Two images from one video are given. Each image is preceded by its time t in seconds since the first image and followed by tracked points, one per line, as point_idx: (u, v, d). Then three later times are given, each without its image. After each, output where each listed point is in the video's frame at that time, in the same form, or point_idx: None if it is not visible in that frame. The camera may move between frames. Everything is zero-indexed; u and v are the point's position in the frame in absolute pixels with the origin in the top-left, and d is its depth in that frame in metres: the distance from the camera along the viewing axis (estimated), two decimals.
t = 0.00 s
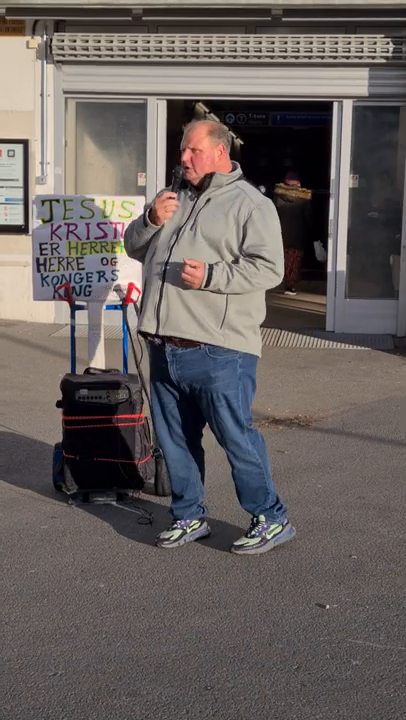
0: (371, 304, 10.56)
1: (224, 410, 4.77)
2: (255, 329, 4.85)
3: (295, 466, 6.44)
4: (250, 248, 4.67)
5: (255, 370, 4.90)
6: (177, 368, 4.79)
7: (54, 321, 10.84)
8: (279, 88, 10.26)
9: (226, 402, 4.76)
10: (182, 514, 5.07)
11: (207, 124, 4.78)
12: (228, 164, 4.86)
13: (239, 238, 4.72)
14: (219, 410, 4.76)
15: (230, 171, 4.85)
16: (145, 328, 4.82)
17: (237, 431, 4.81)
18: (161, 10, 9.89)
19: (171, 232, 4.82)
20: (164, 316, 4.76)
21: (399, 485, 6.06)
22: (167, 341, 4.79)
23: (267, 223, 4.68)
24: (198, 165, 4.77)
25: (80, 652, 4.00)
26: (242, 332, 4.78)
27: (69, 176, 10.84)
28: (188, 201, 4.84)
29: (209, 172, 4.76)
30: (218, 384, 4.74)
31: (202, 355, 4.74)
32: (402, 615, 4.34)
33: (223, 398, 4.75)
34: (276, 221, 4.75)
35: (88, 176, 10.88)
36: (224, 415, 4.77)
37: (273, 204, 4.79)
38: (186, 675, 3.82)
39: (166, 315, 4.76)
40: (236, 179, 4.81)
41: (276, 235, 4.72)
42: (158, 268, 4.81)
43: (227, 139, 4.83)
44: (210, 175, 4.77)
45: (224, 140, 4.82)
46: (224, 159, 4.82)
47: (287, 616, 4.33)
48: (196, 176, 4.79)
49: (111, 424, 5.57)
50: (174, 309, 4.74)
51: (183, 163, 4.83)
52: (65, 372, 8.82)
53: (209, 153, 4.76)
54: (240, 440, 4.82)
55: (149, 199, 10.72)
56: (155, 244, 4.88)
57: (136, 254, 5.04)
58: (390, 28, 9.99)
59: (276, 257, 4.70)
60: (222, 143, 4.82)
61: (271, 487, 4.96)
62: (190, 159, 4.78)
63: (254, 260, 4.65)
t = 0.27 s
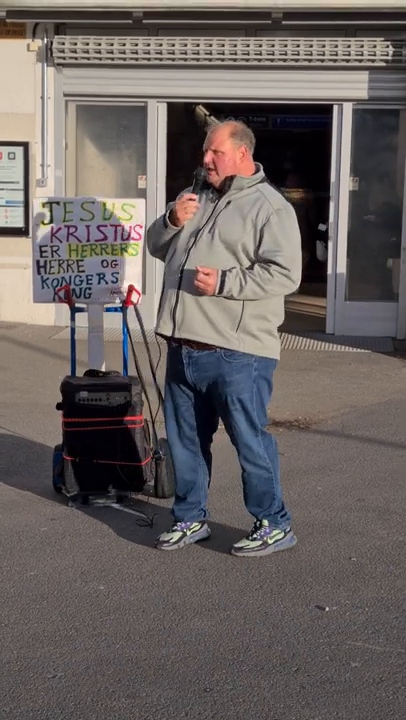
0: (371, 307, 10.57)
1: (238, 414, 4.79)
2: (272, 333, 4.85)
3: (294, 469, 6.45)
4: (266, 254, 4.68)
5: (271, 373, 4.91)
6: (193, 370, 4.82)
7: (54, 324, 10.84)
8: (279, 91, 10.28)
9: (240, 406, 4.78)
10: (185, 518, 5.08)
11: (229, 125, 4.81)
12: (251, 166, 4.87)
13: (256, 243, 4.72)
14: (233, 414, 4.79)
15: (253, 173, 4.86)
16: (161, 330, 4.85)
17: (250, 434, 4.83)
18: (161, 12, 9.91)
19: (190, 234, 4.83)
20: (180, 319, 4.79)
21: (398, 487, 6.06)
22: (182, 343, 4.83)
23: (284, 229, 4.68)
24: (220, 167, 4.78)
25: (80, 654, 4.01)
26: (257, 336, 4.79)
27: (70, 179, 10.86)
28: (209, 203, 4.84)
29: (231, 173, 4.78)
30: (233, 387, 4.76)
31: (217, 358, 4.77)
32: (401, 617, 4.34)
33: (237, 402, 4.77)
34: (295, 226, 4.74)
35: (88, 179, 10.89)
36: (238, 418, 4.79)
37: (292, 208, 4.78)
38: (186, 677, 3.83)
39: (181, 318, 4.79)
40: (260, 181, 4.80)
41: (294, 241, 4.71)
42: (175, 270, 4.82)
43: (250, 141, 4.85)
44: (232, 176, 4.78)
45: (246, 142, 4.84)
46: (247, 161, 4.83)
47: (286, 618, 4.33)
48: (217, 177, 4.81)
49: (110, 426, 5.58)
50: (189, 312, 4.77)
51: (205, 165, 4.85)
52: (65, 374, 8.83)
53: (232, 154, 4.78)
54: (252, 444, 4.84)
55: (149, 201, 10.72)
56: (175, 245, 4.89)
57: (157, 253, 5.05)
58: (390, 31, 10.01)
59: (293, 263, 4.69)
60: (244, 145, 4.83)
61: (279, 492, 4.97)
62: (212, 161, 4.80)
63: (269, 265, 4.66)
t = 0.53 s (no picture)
0: (370, 309, 10.57)
1: (251, 416, 4.80)
2: (290, 338, 4.86)
3: (293, 470, 6.44)
4: (283, 260, 4.68)
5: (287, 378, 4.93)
6: (210, 371, 4.84)
7: (53, 325, 10.84)
8: (278, 93, 10.28)
9: (253, 408, 4.79)
10: (184, 518, 5.07)
11: (248, 127, 4.79)
12: (270, 166, 4.85)
13: (273, 247, 4.72)
14: (245, 416, 4.80)
15: (272, 174, 4.84)
16: (179, 335, 4.88)
17: (262, 437, 4.85)
18: (161, 14, 9.91)
19: (208, 238, 4.84)
20: (198, 325, 4.81)
21: (397, 489, 6.06)
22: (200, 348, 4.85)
23: (301, 233, 4.67)
24: (237, 169, 4.78)
25: (78, 655, 4.00)
26: (275, 341, 4.80)
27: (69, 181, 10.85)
28: (227, 206, 4.83)
29: (249, 175, 4.76)
30: (248, 389, 4.77)
31: (233, 363, 4.78)
32: (400, 619, 4.34)
33: (250, 404, 4.79)
34: (313, 231, 4.73)
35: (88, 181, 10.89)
36: (250, 420, 4.80)
37: (311, 211, 4.76)
38: (184, 679, 3.82)
39: (199, 323, 4.81)
40: (280, 183, 4.79)
41: (312, 246, 4.70)
42: (193, 275, 4.84)
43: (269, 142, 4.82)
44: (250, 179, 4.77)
45: (265, 143, 4.82)
46: (265, 162, 4.81)
47: (285, 620, 4.33)
48: (235, 179, 4.80)
49: (109, 428, 5.60)
50: (207, 318, 4.79)
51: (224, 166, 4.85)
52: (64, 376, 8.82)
53: (250, 156, 4.77)
54: (263, 448, 4.85)
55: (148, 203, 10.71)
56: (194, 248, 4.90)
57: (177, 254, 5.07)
58: (389, 32, 10.01)
59: (310, 269, 4.69)
60: (263, 146, 4.81)
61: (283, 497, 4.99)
62: (230, 163, 4.80)
63: (286, 272, 4.66)
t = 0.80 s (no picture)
0: (368, 310, 10.58)
1: (260, 416, 4.84)
2: (303, 341, 4.87)
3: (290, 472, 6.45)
4: (291, 265, 4.69)
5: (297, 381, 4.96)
6: (221, 371, 4.88)
7: (50, 327, 10.84)
8: (276, 95, 10.28)
9: (262, 409, 4.83)
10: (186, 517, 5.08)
11: (256, 132, 4.77)
12: (281, 167, 4.83)
13: (282, 253, 4.74)
14: (254, 415, 4.84)
15: (283, 175, 4.82)
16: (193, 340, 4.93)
17: (269, 438, 4.88)
18: (158, 16, 9.92)
19: (219, 244, 4.88)
20: (209, 330, 4.86)
21: (394, 491, 6.06)
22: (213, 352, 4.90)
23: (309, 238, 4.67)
24: (247, 174, 4.78)
25: (75, 657, 4.01)
26: (287, 345, 4.82)
27: (66, 183, 10.85)
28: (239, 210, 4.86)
29: (258, 181, 4.77)
30: (257, 389, 4.81)
31: (243, 367, 4.82)
32: (396, 620, 4.34)
33: (258, 404, 4.82)
34: (323, 235, 4.72)
35: (85, 182, 10.89)
36: (258, 419, 4.83)
37: (321, 214, 4.76)
38: (181, 680, 3.82)
39: (210, 328, 4.85)
40: (292, 185, 4.78)
41: (320, 250, 4.70)
42: (206, 281, 4.89)
43: (278, 144, 4.80)
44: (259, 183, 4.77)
45: (274, 145, 4.79)
46: (275, 165, 4.79)
47: (282, 621, 4.33)
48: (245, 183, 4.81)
49: (107, 429, 5.58)
50: (218, 323, 4.83)
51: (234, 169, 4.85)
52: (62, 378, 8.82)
53: (259, 161, 4.76)
54: (269, 449, 4.88)
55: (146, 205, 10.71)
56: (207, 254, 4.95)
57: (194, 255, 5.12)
58: (386, 34, 10.02)
59: (318, 274, 4.69)
60: (272, 149, 4.79)
61: (285, 499, 4.99)
62: (239, 167, 4.81)
63: (294, 277, 4.68)
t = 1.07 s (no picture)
0: (364, 312, 10.59)
1: (258, 416, 4.82)
2: (304, 343, 4.86)
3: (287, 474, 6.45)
4: (289, 265, 4.70)
5: (297, 383, 4.95)
6: (222, 371, 4.90)
7: (46, 329, 10.84)
8: (271, 97, 10.29)
9: (260, 409, 4.81)
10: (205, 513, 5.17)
11: (260, 134, 4.80)
12: (285, 169, 4.86)
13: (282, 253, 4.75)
14: (252, 415, 4.82)
15: (287, 177, 4.85)
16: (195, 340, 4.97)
17: (268, 439, 4.85)
18: (154, 18, 9.93)
19: (223, 245, 4.92)
20: (210, 329, 4.89)
21: (390, 493, 6.07)
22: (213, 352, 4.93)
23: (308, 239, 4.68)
24: (250, 175, 4.83)
25: (71, 659, 4.00)
26: (286, 347, 4.81)
27: (62, 185, 10.86)
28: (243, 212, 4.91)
29: (261, 183, 4.81)
30: (255, 388, 4.80)
31: (242, 367, 4.83)
32: (393, 622, 4.35)
33: (256, 404, 4.80)
34: (323, 238, 4.73)
35: (81, 184, 10.90)
36: (256, 419, 4.82)
37: (323, 217, 4.76)
38: (177, 683, 3.82)
39: (211, 328, 4.88)
40: (295, 187, 4.80)
41: (318, 253, 4.70)
42: (209, 282, 4.93)
43: (282, 146, 4.82)
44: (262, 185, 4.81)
45: (278, 147, 4.82)
46: (279, 167, 4.82)
47: (278, 624, 4.33)
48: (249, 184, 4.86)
49: (103, 432, 5.57)
50: (218, 323, 4.85)
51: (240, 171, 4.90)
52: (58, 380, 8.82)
53: (262, 163, 4.80)
54: (268, 450, 4.85)
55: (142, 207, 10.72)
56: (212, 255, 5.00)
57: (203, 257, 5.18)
58: (382, 36, 10.04)
59: (316, 276, 4.69)
60: (276, 150, 4.81)
61: (282, 502, 4.98)
62: (243, 169, 4.85)
63: (291, 278, 4.68)
